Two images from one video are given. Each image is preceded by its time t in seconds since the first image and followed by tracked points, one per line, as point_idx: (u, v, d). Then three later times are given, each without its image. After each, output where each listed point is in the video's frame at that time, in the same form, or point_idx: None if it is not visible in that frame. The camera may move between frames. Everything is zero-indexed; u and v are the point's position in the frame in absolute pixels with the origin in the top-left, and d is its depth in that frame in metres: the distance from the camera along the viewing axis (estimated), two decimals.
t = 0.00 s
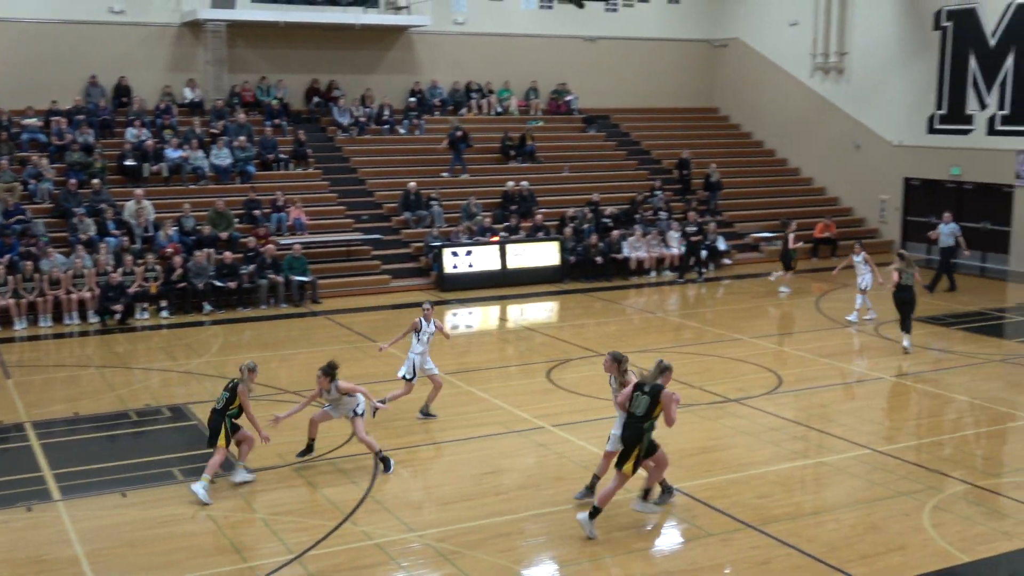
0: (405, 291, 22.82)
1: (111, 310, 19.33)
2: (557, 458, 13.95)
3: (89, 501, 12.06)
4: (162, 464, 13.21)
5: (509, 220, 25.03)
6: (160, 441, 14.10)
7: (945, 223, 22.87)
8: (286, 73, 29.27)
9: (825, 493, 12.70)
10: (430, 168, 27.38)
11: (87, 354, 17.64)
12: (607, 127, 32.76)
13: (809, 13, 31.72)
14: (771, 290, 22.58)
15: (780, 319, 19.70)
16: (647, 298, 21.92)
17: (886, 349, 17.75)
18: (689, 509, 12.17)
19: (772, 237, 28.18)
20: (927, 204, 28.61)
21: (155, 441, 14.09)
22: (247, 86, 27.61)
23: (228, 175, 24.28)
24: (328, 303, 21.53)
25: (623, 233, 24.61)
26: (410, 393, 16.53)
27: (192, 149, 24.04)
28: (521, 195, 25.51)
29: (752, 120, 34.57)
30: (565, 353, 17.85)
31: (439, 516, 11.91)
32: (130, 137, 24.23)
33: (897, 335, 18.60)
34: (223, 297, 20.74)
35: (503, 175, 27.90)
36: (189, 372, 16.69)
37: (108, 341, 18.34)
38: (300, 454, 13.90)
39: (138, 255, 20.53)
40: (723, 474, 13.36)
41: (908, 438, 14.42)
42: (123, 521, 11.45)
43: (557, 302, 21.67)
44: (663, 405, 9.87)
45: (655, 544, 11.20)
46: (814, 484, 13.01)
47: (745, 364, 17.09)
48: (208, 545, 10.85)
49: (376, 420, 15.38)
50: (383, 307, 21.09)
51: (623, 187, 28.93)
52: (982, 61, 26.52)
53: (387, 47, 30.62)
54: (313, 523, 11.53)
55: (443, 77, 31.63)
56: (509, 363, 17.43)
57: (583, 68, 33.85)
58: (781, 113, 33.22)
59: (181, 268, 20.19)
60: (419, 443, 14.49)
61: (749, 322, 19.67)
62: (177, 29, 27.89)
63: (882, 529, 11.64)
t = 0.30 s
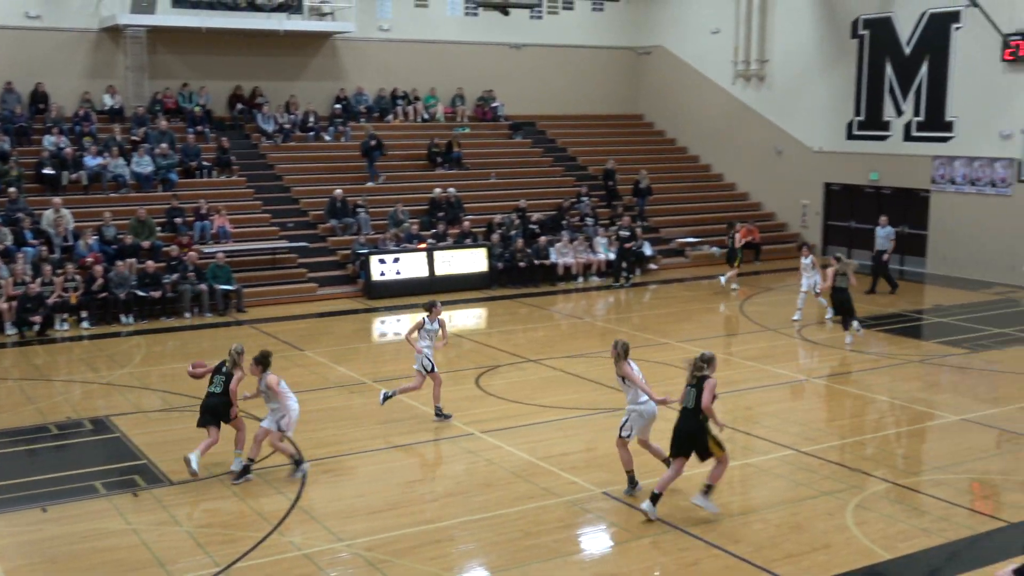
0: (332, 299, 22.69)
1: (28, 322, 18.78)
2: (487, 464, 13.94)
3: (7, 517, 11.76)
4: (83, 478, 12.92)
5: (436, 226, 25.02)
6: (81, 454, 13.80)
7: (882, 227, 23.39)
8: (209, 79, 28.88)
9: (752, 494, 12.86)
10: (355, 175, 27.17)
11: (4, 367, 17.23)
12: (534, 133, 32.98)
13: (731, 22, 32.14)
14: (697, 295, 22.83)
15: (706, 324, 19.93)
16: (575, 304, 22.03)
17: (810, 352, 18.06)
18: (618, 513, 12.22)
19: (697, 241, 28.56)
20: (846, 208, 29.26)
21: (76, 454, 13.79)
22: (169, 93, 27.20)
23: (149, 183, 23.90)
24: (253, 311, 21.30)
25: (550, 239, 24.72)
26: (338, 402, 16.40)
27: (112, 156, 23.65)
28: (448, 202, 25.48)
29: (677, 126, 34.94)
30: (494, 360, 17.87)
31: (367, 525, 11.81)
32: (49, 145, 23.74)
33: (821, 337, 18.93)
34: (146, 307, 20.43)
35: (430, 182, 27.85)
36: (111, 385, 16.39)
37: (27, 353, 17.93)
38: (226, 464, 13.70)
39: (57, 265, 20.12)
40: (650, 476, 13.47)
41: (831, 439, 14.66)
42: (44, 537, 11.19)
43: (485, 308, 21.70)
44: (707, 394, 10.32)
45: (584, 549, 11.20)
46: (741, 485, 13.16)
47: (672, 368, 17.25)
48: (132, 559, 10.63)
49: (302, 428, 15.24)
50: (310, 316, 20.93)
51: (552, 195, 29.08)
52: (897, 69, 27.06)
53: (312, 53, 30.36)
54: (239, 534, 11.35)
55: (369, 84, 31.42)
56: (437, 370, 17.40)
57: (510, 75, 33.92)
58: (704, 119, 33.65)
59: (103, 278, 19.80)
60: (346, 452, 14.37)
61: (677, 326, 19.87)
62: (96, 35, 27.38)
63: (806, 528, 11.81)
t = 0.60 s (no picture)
0: (267, 306, 22.49)
1: None
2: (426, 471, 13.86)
3: None
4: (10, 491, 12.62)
5: (372, 233, 24.92)
6: (8, 467, 13.49)
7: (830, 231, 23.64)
8: (139, 84, 28.43)
9: (689, 497, 12.95)
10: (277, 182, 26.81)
11: None
12: (469, 139, 32.97)
13: (663, 28, 32.36)
14: (635, 299, 22.98)
15: (644, 328, 20.06)
16: (513, 309, 22.05)
17: (745, 355, 18.26)
18: (556, 518, 12.22)
19: (633, 247, 28.77)
20: (779, 212, 29.70)
21: (3, 467, 13.47)
22: (98, 98, 26.76)
23: (78, 190, 23.48)
24: (186, 319, 21.04)
25: (487, 245, 24.73)
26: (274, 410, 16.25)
27: (39, 163, 23.22)
28: (384, 208, 25.41)
29: (611, 132, 35.08)
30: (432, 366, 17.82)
31: (305, 534, 11.68)
32: None
33: (756, 340, 19.14)
34: (75, 316, 20.07)
35: (365, 188, 27.71)
36: (41, 396, 16.07)
37: None
38: (158, 474, 13.48)
39: None
40: (588, 481, 13.49)
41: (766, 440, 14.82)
42: None
43: (423, 314, 21.64)
44: (766, 385, 10.77)
45: (524, 554, 11.19)
46: (679, 488, 13.24)
47: (609, 372, 17.33)
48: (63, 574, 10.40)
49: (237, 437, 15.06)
50: (245, 324, 20.72)
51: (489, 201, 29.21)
52: (827, 76, 27.57)
53: (244, 58, 30.01)
54: (173, 546, 11.16)
55: (303, 89, 31.10)
56: (375, 377, 17.31)
57: (446, 80, 33.82)
58: (638, 125, 33.83)
59: (31, 287, 19.35)
60: (283, 460, 14.21)
61: (616, 331, 19.98)
62: (22, 38, 26.80)
63: (743, 529, 11.92)
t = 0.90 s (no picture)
0: (222, 313, 22.34)
1: None
2: (383, 478, 13.82)
3: None
4: None
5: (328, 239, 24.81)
6: None
7: (799, 234, 23.55)
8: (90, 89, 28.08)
9: (646, 500, 13.01)
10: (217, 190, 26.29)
11: None
12: (425, 145, 32.89)
13: (618, 35, 32.57)
14: (593, 304, 23.05)
15: (601, 333, 20.14)
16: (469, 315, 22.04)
17: (701, 359, 18.39)
18: (514, 523, 12.22)
19: (589, 251, 28.85)
20: (732, 217, 29.84)
21: None
22: (48, 104, 26.44)
23: (28, 197, 23.17)
24: (139, 327, 20.83)
25: (444, 250, 24.77)
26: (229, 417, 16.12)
27: None
28: (340, 214, 25.32)
29: (567, 137, 35.17)
30: (388, 372, 17.77)
31: (263, 542, 11.58)
32: None
33: (713, 344, 19.27)
34: (25, 324, 19.77)
35: (321, 194, 27.58)
36: None
37: None
38: (111, 483, 13.32)
39: None
40: (545, 486, 13.51)
41: (722, 444, 14.92)
42: None
43: (379, 320, 21.56)
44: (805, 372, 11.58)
45: (482, 560, 11.17)
46: (636, 491, 13.30)
47: (566, 378, 17.38)
48: None
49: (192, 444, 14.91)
50: (200, 331, 20.56)
51: (446, 206, 29.20)
52: (780, 82, 27.83)
53: (198, 63, 29.74)
54: (127, 556, 11.02)
55: (257, 94, 30.85)
56: (332, 384, 17.24)
57: (402, 86, 33.72)
58: (593, 131, 33.96)
59: None
60: (239, 468, 14.06)
61: (574, 336, 20.03)
62: None
63: (700, 532, 11.98)
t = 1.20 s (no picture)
0: (176, 320, 22.13)
1: None
2: (340, 485, 13.73)
3: None
4: None
5: (283, 244, 24.80)
6: None
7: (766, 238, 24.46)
8: (40, 94, 27.68)
9: (603, 504, 13.03)
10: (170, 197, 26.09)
11: None
12: (381, 150, 32.72)
13: (572, 41, 32.65)
14: (551, 309, 23.11)
15: (559, 337, 20.19)
16: (427, 320, 22.00)
17: (658, 362, 18.48)
18: (472, 528, 12.18)
19: (545, 256, 28.95)
20: (687, 221, 30.06)
21: None
22: None
23: None
24: (92, 334, 20.59)
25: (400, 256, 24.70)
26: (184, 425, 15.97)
27: None
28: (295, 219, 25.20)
29: (524, 143, 35.19)
30: (345, 379, 17.70)
31: (219, 551, 11.45)
32: None
33: (669, 348, 19.38)
34: None
35: (275, 200, 27.41)
36: None
37: None
38: (63, 493, 13.14)
39: None
40: (503, 491, 13.49)
41: (678, 447, 15.00)
42: None
43: (336, 326, 21.47)
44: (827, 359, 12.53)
45: (440, 566, 11.12)
46: (594, 496, 13.33)
47: (523, 382, 17.39)
48: None
49: (145, 452, 14.75)
50: (155, 339, 20.37)
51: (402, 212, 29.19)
52: (734, 88, 28.01)
53: (150, 67, 29.40)
54: (80, 567, 10.86)
55: (211, 99, 30.54)
56: (288, 390, 17.14)
57: (357, 91, 33.52)
58: (550, 136, 34.00)
59: None
60: (195, 476, 13.91)
61: (531, 341, 20.05)
62: None
63: (657, 535, 12.02)
